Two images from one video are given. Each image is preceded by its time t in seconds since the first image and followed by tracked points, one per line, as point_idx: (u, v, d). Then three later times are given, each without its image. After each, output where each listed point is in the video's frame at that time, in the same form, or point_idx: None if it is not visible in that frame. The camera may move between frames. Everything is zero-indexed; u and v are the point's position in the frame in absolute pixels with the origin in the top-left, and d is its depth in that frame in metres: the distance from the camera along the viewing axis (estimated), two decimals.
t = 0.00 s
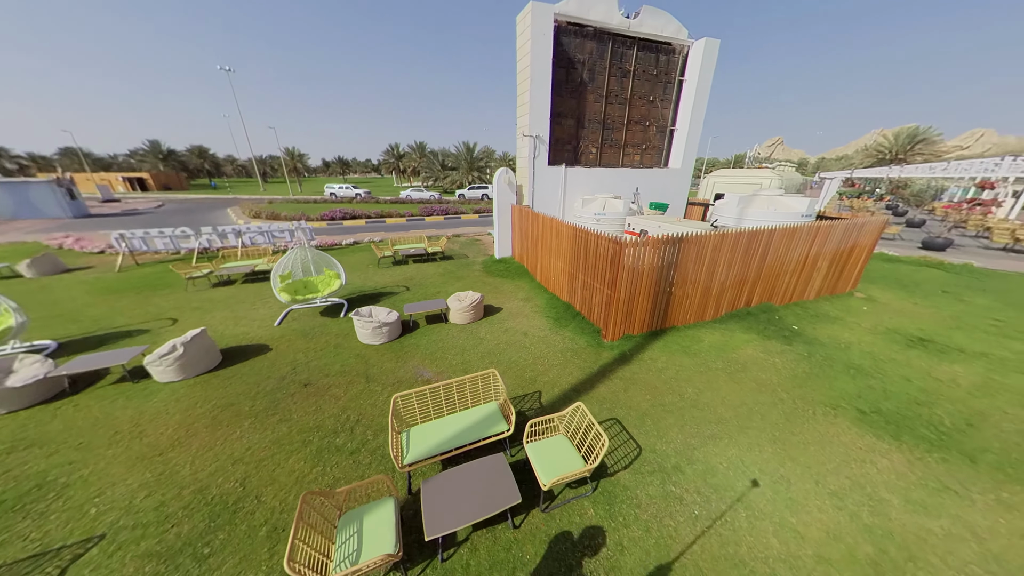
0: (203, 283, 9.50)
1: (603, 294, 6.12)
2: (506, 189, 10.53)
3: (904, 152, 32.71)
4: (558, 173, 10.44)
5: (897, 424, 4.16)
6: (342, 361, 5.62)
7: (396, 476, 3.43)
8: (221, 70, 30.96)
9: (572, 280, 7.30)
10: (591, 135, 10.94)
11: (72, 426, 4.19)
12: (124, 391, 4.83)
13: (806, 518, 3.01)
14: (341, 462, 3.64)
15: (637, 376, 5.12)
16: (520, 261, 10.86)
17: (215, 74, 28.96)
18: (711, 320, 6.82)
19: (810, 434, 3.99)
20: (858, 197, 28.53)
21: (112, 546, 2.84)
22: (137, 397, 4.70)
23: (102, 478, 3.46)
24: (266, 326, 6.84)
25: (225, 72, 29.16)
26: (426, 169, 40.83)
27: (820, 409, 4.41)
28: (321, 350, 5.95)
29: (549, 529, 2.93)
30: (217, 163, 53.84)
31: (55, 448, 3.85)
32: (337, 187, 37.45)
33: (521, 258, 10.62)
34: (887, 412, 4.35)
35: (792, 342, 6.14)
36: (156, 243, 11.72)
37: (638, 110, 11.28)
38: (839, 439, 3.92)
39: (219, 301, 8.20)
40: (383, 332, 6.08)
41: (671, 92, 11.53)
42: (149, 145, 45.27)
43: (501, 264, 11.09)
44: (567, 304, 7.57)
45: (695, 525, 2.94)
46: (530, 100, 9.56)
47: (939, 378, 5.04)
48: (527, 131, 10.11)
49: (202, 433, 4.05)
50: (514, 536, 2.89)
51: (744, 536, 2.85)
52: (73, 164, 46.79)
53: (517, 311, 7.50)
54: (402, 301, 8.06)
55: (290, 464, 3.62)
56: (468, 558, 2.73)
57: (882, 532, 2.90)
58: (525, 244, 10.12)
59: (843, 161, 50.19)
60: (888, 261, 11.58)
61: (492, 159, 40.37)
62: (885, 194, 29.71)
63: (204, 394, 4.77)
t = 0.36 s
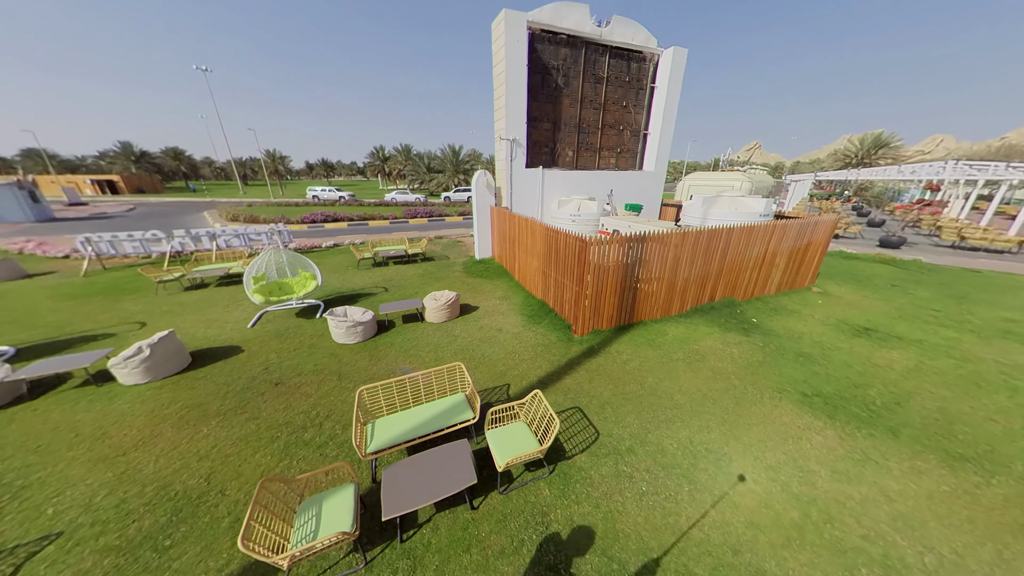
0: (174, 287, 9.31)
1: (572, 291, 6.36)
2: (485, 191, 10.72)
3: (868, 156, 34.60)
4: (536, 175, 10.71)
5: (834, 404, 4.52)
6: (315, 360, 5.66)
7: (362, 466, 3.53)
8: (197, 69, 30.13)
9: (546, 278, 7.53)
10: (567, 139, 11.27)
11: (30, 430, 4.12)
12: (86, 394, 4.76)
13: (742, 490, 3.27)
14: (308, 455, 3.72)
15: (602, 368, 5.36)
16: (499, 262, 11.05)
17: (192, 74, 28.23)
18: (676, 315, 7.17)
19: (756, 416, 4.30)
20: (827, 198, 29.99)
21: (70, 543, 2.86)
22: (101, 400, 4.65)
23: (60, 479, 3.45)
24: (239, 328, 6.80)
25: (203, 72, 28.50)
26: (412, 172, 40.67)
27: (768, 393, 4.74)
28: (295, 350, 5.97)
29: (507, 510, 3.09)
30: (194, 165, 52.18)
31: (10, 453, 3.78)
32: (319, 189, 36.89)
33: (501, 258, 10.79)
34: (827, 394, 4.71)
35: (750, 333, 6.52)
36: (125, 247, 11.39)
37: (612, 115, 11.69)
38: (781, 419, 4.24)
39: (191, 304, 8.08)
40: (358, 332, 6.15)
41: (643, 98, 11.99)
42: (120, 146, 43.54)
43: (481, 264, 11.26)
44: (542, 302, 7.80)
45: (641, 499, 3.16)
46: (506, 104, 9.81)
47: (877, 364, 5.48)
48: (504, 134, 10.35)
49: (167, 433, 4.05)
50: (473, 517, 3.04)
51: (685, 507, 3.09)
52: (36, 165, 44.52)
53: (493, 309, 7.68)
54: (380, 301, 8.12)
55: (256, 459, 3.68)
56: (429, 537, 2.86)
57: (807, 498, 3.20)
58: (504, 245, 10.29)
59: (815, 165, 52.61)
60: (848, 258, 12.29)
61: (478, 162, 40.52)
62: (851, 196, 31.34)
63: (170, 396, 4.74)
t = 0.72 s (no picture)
0: (150, 294, 9.18)
1: (547, 293, 6.58)
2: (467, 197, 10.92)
3: (841, 162, 36.22)
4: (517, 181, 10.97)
5: (786, 398, 4.82)
6: (291, 365, 5.71)
7: (332, 466, 3.62)
8: (179, 72, 29.62)
9: (523, 281, 7.74)
10: (547, 146, 11.59)
11: None
12: (53, 403, 4.71)
13: (693, 478, 3.49)
14: (279, 457, 3.80)
15: (574, 367, 5.57)
16: (482, 266, 11.23)
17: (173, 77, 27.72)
18: (649, 316, 7.45)
19: (713, 410, 4.55)
20: (803, 203, 31.19)
21: (32, 548, 2.88)
22: (69, 408, 4.62)
23: (24, 487, 3.44)
24: (215, 334, 6.78)
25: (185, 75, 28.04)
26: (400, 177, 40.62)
27: (727, 388, 5.01)
28: (272, 356, 6.00)
29: (471, 503, 3.23)
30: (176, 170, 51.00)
31: None
32: (306, 194, 36.54)
33: (483, 262, 10.96)
34: (781, 388, 5.01)
35: (717, 332, 6.84)
36: (98, 254, 11.14)
37: (591, 123, 12.08)
38: (736, 412, 4.51)
39: (167, 311, 8.00)
40: (336, 336, 6.22)
41: (621, 107, 12.44)
42: (96, 150, 42.27)
43: (464, 268, 11.41)
44: (521, 305, 7.99)
45: (598, 489, 3.35)
46: (486, 113, 10.08)
47: (830, 359, 5.83)
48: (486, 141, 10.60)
49: (137, 440, 4.06)
50: (438, 510, 3.17)
51: (638, 495, 3.29)
52: (6, 169, 42.84)
53: (472, 312, 7.83)
54: (360, 306, 8.19)
55: (227, 462, 3.74)
56: (393, 530, 2.98)
57: (751, 484, 3.44)
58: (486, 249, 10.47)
59: (793, 171, 54.63)
60: (816, 261, 12.89)
61: (467, 167, 40.76)
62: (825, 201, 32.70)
63: (141, 403, 4.73)
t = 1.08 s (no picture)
0: (126, 300, 9.02)
1: (525, 295, 6.71)
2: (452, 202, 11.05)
3: (819, 169, 37.64)
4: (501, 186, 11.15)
5: (750, 393, 5.02)
6: (268, 369, 5.70)
7: (302, 467, 3.64)
8: (164, 77, 29.31)
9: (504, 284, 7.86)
10: (531, 152, 11.84)
11: None
12: (17, 411, 4.61)
13: (655, 470, 3.63)
14: (249, 460, 3.80)
15: (549, 367, 5.69)
16: (467, 270, 11.33)
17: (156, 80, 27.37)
18: (626, 317, 7.64)
19: (680, 406, 4.72)
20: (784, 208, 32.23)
21: None
22: (34, 416, 4.53)
23: None
24: (191, 340, 6.72)
25: (169, 79, 27.70)
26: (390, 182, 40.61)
27: (695, 385, 5.20)
28: (249, 361, 5.97)
29: (438, 499, 3.30)
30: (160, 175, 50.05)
31: None
32: (294, 200, 36.22)
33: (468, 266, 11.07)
34: (747, 384, 5.22)
35: (690, 332, 7.06)
36: (73, 260, 10.90)
37: (573, 130, 12.40)
38: (701, 408, 4.68)
39: (142, 317, 7.88)
40: (314, 341, 6.22)
41: (602, 114, 12.80)
42: (76, 154, 41.26)
43: (449, 273, 11.50)
44: (502, 308, 8.11)
45: (563, 483, 3.45)
46: (469, 120, 10.27)
47: (795, 357, 6.08)
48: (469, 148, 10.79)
49: (103, 446, 4.01)
50: (404, 506, 3.23)
51: (601, 488, 3.40)
52: None
53: (454, 315, 7.92)
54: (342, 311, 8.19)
55: (195, 466, 3.73)
56: (359, 528, 3.02)
57: (709, 475, 3.60)
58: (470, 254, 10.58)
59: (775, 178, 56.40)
60: (791, 263, 13.35)
61: (457, 173, 41.01)
62: (805, 206, 33.84)
63: (110, 410, 4.67)
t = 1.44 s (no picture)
0: (100, 309, 8.81)
1: (505, 300, 6.83)
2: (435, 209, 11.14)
3: (798, 176, 39.01)
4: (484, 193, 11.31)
5: (717, 392, 5.22)
6: (243, 377, 5.66)
7: (270, 475, 3.64)
8: (147, 81, 28.80)
9: (485, 290, 7.96)
10: (514, 159, 12.05)
11: None
12: None
13: (618, 468, 3.75)
14: (217, 468, 3.78)
15: (526, 370, 5.79)
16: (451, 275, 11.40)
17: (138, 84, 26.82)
18: (605, 320, 7.82)
19: (649, 406, 4.88)
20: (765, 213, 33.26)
21: None
22: None
23: None
24: (166, 348, 6.62)
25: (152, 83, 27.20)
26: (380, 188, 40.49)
27: (665, 386, 5.36)
28: (223, 369, 5.92)
29: (404, 501, 3.35)
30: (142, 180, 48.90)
31: None
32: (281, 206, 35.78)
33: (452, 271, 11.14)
34: (714, 384, 5.41)
35: (665, 335, 7.26)
36: (43, 267, 10.60)
37: (556, 138, 12.68)
38: (669, 407, 4.84)
39: (116, 326, 7.72)
40: (292, 348, 6.21)
41: (584, 122, 13.13)
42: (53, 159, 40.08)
43: (434, 278, 11.56)
44: (483, 313, 8.21)
45: (529, 483, 3.54)
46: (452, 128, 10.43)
47: (762, 357, 6.33)
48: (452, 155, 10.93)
49: (65, 458, 3.93)
50: (370, 510, 3.27)
51: (565, 487, 3.51)
52: None
53: (435, 321, 7.98)
54: (322, 318, 8.16)
55: (161, 475, 3.70)
56: (324, 532, 3.05)
57: (670, 472, 3.73)
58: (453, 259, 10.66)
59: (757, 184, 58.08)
60: (767, 267, 13.81)
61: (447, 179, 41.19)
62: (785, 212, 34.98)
63: (74, 421, 4.57)
